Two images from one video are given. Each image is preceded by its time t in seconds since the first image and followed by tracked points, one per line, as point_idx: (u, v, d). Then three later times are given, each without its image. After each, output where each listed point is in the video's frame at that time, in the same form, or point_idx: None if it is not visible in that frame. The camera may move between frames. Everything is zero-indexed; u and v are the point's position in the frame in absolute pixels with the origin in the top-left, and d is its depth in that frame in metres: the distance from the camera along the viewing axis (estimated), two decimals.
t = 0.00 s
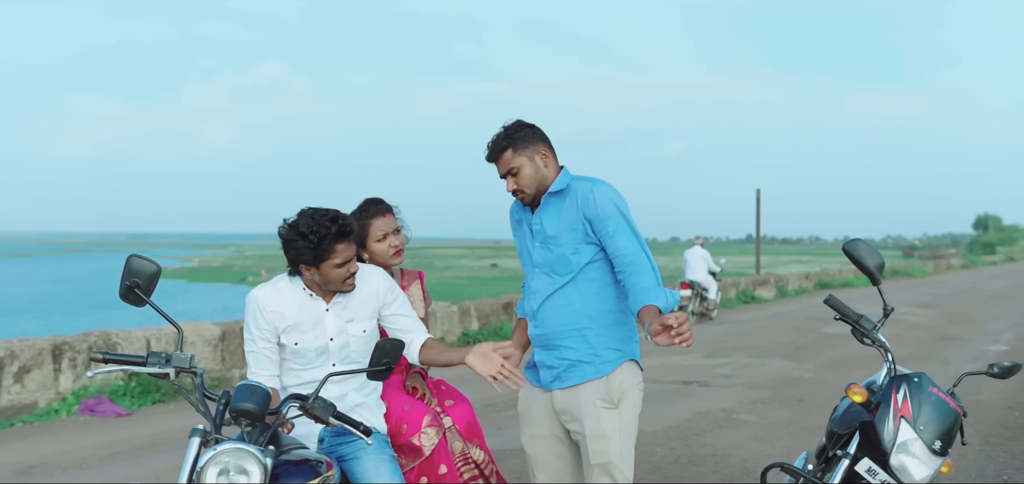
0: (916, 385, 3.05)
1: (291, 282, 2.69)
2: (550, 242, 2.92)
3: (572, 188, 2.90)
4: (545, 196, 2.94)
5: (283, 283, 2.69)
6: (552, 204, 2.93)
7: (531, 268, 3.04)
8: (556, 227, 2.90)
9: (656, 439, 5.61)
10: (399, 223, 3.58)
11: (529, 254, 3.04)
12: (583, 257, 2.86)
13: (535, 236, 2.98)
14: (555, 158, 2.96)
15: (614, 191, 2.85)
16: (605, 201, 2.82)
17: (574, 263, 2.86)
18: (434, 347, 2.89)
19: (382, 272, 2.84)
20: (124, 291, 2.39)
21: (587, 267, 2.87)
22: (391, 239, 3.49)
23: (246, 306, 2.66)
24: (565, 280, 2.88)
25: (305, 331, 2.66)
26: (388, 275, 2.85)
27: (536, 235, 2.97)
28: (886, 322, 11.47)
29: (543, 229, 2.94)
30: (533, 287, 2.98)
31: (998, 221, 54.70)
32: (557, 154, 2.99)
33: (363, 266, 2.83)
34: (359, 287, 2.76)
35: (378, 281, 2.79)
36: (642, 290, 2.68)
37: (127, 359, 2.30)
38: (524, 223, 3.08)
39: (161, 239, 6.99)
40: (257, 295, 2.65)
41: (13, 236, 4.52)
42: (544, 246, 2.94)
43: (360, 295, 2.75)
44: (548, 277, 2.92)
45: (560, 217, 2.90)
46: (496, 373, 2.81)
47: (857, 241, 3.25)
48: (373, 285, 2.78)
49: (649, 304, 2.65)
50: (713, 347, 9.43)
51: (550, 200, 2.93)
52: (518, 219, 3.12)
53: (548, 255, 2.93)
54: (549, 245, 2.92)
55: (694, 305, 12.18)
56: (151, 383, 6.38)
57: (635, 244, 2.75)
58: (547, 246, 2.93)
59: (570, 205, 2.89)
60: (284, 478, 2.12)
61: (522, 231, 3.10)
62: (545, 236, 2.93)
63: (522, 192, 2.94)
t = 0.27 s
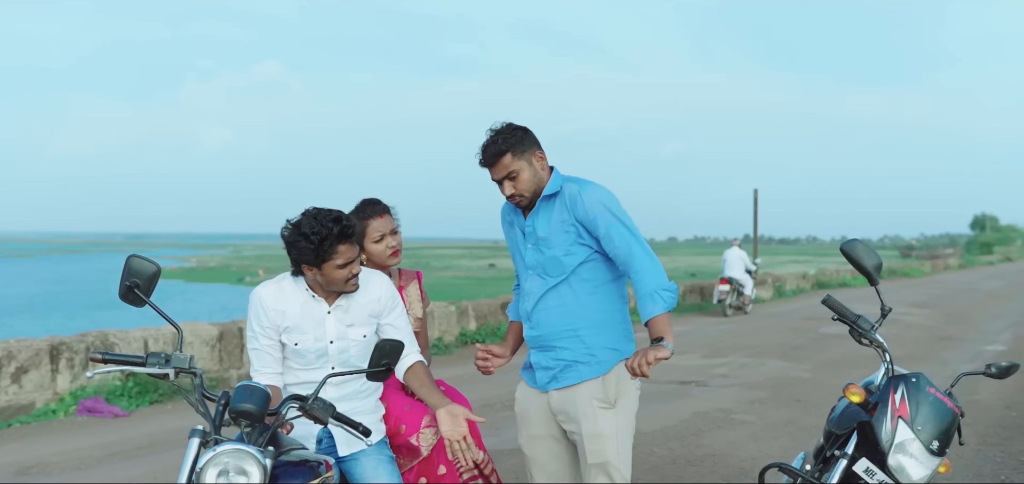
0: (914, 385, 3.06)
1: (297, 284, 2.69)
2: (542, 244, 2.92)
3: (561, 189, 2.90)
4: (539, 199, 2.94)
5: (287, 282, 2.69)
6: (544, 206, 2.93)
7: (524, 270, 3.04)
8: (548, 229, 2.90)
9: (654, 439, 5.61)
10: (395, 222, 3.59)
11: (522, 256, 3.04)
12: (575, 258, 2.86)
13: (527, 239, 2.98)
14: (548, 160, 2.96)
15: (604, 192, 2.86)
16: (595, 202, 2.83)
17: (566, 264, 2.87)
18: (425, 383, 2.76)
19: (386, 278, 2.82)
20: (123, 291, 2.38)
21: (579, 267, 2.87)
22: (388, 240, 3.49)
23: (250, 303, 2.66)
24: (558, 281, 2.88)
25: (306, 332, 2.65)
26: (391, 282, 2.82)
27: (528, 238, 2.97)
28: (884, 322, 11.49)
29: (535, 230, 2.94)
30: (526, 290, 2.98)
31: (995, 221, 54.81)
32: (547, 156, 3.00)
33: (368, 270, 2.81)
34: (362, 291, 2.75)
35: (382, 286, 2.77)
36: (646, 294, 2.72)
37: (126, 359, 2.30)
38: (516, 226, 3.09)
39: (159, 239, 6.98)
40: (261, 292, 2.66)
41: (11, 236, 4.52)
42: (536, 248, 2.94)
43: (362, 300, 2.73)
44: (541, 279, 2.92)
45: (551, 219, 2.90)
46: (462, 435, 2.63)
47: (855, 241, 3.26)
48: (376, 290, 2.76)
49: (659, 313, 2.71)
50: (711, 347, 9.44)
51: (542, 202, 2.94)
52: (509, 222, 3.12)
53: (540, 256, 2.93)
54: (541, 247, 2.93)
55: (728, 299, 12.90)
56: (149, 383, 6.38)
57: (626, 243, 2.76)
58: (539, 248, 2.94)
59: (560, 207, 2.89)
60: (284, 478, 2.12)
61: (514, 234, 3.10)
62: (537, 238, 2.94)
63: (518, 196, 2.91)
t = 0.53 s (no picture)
0: (911, 384, 3.07)
1: (295, 285, 2.68)
2: (538, 246, 2.92)
3: (558, 192, 2.90)
4: (535, 202, 2.93)
5: (284, 282, 2.69)
6: (539, 209, 2.92)
7: (519, 271, 3.05)
8: (543, 230, 2.90)
9: (651, 439, 5.62)
10: (393, 223, 3.59)
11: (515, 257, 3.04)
12: (572, 260, 2.87)
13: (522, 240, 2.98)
14: (546, 160, 2.97)
15: (603, 194, 2.88)
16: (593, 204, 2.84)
17: (564, 266, 2.87)
18: (423, 382, 2.77)
19: (384, 277, 2.83)
20: (121, 291, 2.38)
21: (575, 269, 2.88)
22: (385, 240, 3.49)
23: (247, 304, 2.65)
24: (554, 283, 2.89)
25: (305, 332, 2.65)
26: (388, 280, 2.84)
27: (523, 239, 2.97)
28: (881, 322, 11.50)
29: (530, 232, 2.94)
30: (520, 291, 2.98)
31: (992, 221, 54.91)
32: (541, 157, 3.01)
33: (366, 270, 2.82)
34: (361, 291, 2.76)
35: (379, 286, 2.79)
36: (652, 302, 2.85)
37: (124, 359, 2.29)
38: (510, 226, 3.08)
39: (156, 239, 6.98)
40: (258, 293, 2.65)
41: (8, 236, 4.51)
42: (531, 249, 2.94)
43: (361, 299, 2.74)
44: (537, 281, 2.93)
45: (547, 220, 2.90)
46: (457, 433, 2.67)
47: (852, 241, 3.26)
48: (374, 290, 2.77)
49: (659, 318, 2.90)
50: (709, 347, 9.44)
51: (538, 204, 2.93)
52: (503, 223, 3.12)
53: (535, 258, 2.93)
54: (537, 248, 2.92)
55: (757, 296, 13.52)
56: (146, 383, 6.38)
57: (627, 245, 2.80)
58: (535, 249, 2.93)
59: (556, 210, 2.90)
60: (281, 478, 2.12)
61: (508, 235, 3.10)
62: (532, 239, 2.93)
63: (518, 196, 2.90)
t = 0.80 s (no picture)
0: (907, 384, 3.07)
1: (291, 283, 2.68)
2: (541, 245, 2.90)
3: (565, 193, 2.89)
4: (542, 201, 2.89)
5: (280, 281, 2.69)
6: (544, 208, 2.89)
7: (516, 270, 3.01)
8: (548, 230, 2.88)
9: (648, 439, 5.62)
10: (393, 224, 3.59)
11: (513, 255, 3.00)
12: (576, 262, 2.87)
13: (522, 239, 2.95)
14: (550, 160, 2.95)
15: (610, 196, 2.88)
16: (602, 206, 2.84)
17: (568, 267, 2.87)
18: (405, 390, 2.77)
19: (381, 276, 2.82)
20: (116, 291, 2.38)
21: (579, 270, 2.87)
22: (383, 241, 3.50)
23: (242, 303, 2.65)
24: (557, 284, 2.88)
25: (300, 330, 2.66)
26: (385, 279, 2.82)
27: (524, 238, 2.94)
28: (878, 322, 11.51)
29: (532, 231, 2.91)
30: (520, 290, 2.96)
31: (989, 221, 54.97)
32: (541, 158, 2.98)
33: (361, 268, 2.80)
34: (357, 288, 2.75)
35: (376, 283, 2.78)
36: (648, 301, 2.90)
37: (118, 359, 2.29)
38: (506, 223, 3.03)
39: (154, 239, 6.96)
40: (254, 291, 2.65)
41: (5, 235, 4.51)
42: (533, 249, 2.91)
43: (358, 297, 2.74)
44: (538, 281, 2.91)
45: (552, 221, 2.88)
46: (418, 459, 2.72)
47: (848, 241, 3.26)
48: (371, 288, 2.76)
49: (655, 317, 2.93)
50: (706, 347, 9.45)
51: (543, 203, 2.89)
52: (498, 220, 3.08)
53: (537, 258, 2.90)
54: (539, 248, 2.90)
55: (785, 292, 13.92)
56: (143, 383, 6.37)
57: (635, 246, 2.84)
58: (537, 249, 2.91)
59: (561, 210, 2.88)
60: (277, 478, 2.12)
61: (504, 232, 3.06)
62: (535, 239, 2.91)
63: (529, 197, 2.84)
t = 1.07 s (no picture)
0: (904, 384, 3.06)
1: (295, 271, 2.68)
2: (541, 245, 2.88)
3: (568, 194, 2.89)
4: (545, 201, 2.89)
5: (284, 269, 2.69)
6: (546, 209, 2.88)
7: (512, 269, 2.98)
8: (550, 230, 2.87)
9: (646, 439, 5.62)
10: (389, 223, 3.59)
11: (510, 254, 2.98)
12: (578, 263, 2.87)
13: (523, 238, 2.93)
14: (554, 159, 2.94)
15: (613, 199, 2.90)
16: (606, 209, 2.86)
17: (569, 268, 2.86)
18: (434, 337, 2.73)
19: (386, 259, 2.82)
20: (109, 290, 2.38)
21: (579, 271, 2.87)
22: (377, 238, 3.49)
23: (245, 292, 2.65)
24: (557, 284, 2.87)
25: (304, 318, 2.65)
26: (389, 261, 2.83)
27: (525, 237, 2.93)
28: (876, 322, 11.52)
29: (533, 231, 2.90)
30: (517, 289, 2.93)
31: (988, 221, 55.01)
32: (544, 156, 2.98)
33: (365, 252, 2.81)
34: (361, 275, 2.74)
35: (380, 269, 2.77)
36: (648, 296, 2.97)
37: (111, 358, 2.29)
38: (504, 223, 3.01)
39: (153, 239, 6.96)
40: (257, 281, 2.64)
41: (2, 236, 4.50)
42: (534, 249, 2.90)
43: (363, 284, 2.73)
44: (538, 281, 2.89)
45: (554, 221, 2.88)
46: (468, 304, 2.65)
47: (845, 241, 3.25)
48: (375, 274, 2.76)
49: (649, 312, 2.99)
50: (704, 347, 9.45)
51: (546, 204, 2.88)
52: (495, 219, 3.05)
53: (537, 257, 2.89)
54: (540, 248, 2.89)
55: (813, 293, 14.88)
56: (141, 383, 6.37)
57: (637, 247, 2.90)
58: (537, 248, 2.89)
59: (564, 212, 2.88)
60: (270, 476, 2.12)
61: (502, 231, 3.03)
62: (536, 238, 2.89)
63: (535, 196, 2.84)
